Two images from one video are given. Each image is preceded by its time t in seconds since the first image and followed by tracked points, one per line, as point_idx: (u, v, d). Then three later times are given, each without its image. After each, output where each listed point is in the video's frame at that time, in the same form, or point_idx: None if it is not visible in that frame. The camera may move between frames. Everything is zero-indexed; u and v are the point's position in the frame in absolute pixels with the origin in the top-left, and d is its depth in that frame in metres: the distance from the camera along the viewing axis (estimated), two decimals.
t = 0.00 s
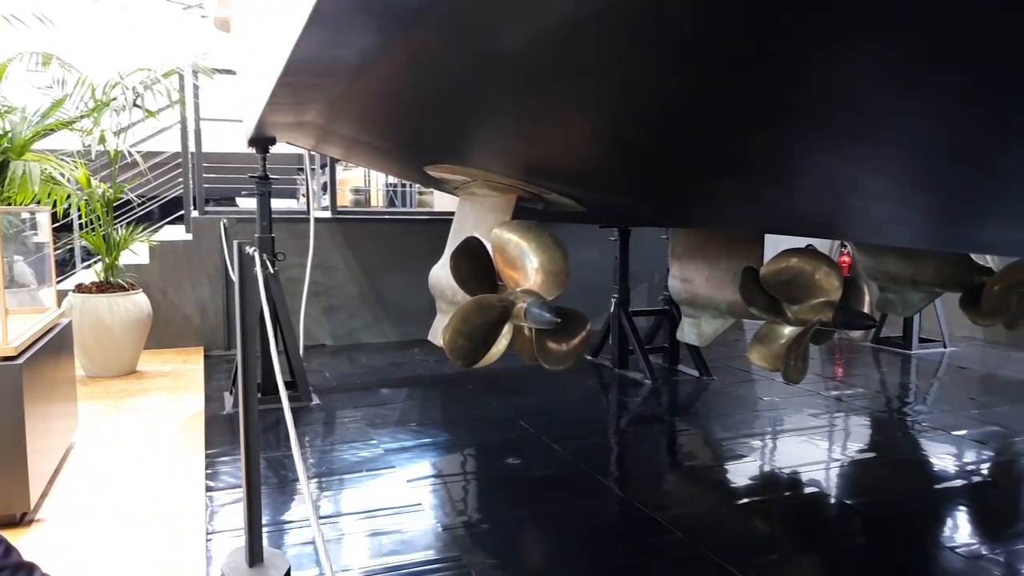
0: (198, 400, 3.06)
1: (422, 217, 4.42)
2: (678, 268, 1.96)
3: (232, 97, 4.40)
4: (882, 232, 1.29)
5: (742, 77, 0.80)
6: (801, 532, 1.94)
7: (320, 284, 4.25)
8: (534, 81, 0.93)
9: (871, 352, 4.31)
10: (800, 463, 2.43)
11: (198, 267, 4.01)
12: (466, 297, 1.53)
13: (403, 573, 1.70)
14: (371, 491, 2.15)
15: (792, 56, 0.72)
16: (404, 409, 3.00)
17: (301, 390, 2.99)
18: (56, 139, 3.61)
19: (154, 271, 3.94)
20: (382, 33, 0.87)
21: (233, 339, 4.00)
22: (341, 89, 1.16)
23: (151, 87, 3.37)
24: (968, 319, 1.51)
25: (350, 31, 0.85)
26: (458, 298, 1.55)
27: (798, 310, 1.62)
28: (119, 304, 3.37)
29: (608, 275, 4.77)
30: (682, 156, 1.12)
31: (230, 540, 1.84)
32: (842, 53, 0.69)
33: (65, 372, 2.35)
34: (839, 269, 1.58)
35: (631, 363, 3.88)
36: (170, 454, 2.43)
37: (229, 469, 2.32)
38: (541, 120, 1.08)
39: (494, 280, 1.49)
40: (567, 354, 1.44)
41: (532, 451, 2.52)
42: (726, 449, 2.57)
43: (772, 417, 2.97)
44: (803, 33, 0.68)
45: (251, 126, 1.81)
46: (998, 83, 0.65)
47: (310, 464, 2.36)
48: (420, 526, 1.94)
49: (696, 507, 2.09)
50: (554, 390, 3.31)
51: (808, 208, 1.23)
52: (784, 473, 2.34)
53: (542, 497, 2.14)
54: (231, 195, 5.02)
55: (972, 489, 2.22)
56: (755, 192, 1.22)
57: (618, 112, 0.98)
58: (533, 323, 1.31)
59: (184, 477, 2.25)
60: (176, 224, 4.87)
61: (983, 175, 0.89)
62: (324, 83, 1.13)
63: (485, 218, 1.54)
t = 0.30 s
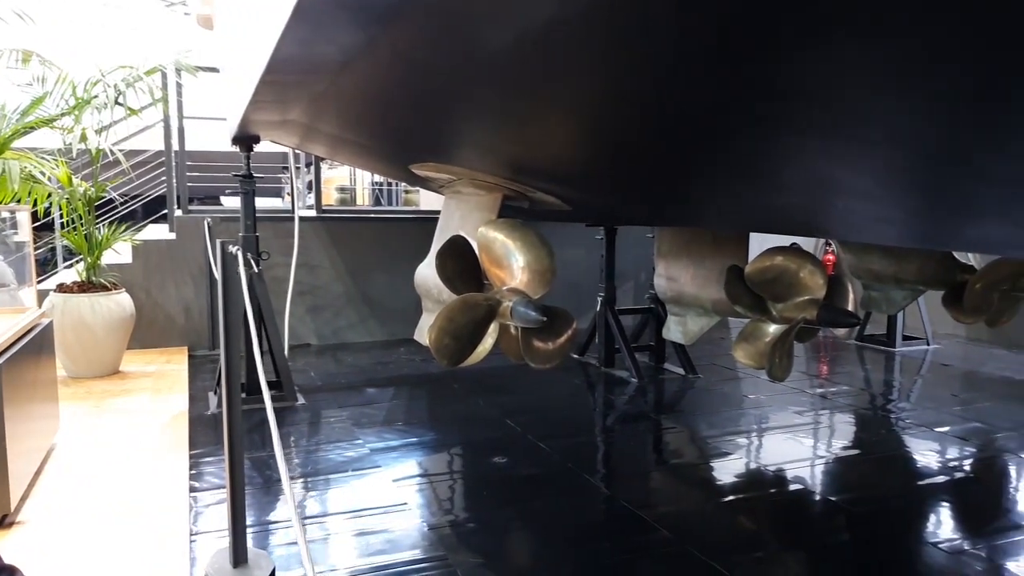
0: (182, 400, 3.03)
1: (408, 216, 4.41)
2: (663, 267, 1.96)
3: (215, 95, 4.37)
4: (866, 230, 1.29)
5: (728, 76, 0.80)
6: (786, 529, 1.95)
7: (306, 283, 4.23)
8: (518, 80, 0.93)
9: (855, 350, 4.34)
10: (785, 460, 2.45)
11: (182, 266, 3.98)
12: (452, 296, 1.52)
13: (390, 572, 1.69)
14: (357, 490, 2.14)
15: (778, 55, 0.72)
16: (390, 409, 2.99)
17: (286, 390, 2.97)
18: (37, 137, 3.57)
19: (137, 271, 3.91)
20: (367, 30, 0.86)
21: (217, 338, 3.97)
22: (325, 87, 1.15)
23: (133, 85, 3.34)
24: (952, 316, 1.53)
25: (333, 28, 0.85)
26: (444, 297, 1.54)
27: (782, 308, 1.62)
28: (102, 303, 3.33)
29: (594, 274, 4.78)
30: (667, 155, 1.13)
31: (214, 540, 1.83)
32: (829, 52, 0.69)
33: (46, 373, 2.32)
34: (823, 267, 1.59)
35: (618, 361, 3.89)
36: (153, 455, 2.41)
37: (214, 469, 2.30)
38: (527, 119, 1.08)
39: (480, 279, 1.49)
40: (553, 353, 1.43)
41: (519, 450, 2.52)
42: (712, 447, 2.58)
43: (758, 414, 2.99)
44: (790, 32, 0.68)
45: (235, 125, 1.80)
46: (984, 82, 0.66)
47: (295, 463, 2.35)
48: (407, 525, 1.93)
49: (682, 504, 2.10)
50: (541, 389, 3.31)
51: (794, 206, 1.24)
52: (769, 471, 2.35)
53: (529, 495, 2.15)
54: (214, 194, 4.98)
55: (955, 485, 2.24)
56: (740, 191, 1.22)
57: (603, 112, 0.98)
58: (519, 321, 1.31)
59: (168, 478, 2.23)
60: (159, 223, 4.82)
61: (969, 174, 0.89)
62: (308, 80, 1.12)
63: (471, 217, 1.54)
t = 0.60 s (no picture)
0: (165, 400, 3.00)
1: (394, 214, 4.39)
2: (649, 265, 1.97)
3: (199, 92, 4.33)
4: (850, 228, 1.30)
5: (715, 75, 0.80)
6: (771, 526, 1.96)
7: (291, 282, 4.20)
8: (503, 78, 0.93)
9: (840, 347, 4.38)
10: (771, 458, 2.46)
11: (166, 265, 3.94)
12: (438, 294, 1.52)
13: (376, 572, 1.69)
14: (344, 490, 2.13)
15: (766, 54, 0.72)
16: (376, 408, 2.98)
17: (271, 389, 2.95)
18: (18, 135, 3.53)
19: (119, 270, 3.87)
20: (351, 27, 0.85)
21: (201, 338, 3.94)
22: (309, 84, 1.15)
23: (114, 82, 3.31)
24: (935, 314, 1.54)
25: (317, 24, 0.84)
26: (430, 296, 1.54)
27: (767, 306, 1.63)
28: (84, 303, 3.29)
29: (580, 272, 4.78)
30: (653, 154, 1.13)
31: (198, 541, 1.81)
32: (817, 52, 0.69)
33: (26, 373, 2.29)
34: (808, 264, 1.59)
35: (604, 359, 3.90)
36: (136, 455, 2.39)
37: (197, 470, 2.28)
38: (513, 117, 1.08)
39: (466, 277, 1.48)
40: (539, 352, 1.43)
41: (505, 448, 2.51)
42: (698, 445, 2.59)
43: (743, 412, 3.00)
44: (776, 31, 0.68)
45: (218, 123, 1.78)
46: (971, 81, 0.66)
47: (280, 463, 2.33)
48: (394, 524, 1.92)
49: (668, 502, 2.11)
50: (528, 387, 3.31)
51: (779, 205, 1.24)
52: (755, 468, 2.37)
53: (516, 494, 2.14)
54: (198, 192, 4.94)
55: (938, 481, 2.27)
56: (726, 189, 1.23)
57: (589, 110, 0.98)
58: (505, 320, 1.31)
59: (151, 479, 2.21)
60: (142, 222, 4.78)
61: (954, 173, 0.90)
62: (292, 77, 1.11)
63: (456, 215, 1.53)
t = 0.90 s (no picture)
0: (150, 400, 2.98)
1: (381, 213, 4.37)
2: (636, 264, 1.97)
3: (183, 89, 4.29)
4: (836, 227, 1.31)
5: (702, 75, 0.80)
6: (757, 523, 1.97)
7: (276, 281, 4.18)
8: (490, 77, 0.92)
9: (826, 345, 4.40)
10: (757, 455, 2.47)
11: (150, 264, 3.90)
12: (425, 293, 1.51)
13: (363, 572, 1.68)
14: (331, 490, 2.13)
15: (755, 55, 0.72)
16: (363, 407, 2.97)
17: (257, 389, 2.94)
18: None
19: (102, 269, 3.83)
20: (338, 26, 0.85)
21: (186, 337, 3.91)
22: (295, 82, 1.14)
23: (96, 80, 3.27)
24: (919, 312, 1.55)
25: (303, 23, 0.83)
26: (417, 295, 1.53)
27: (753, 304, 1.63)
28: (66, 303, 3.26)
29: (567, 270, 4.79)
30: (639, 153, 1.13)
31: (183, 542, 1.80)
32: (807, 53, 0.69)
33: (7, 373, 2.27)
34: (793, 263, 1.60)
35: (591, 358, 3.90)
36: (120, 456, 2.36)
37: (183, 471, 2.26)
38: (499, 116, 1.07)
39: (453, 276, 1.48)
40: (525, 351, 1.43)
41: (493, 447, 2.51)
42: (685, 442, 2.60)
43: (730, 409, 3.01)
44: (765, 32, 0.68)
45: (203, 120, 1.77)
46: (960, 83, 0.66)
47: (267, 463, 2.32)
48: (381, 524, 1.92)
49: (654, 500, 2.11)
50: (515, 386, 3.31)
51: (766, 204, 1.25)
52: (741, 465, 2.38)
53: (503, 493, 2.14)
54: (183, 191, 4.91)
55: (922, 478, 2.29)
56: (712, 189, 1.23)
57: (576, 110, 0.98)
58: (492, 319, 1.30)
59: (136, 479, 2.18)
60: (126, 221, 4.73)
61: (940, 173, 0.90)
62: (278, 76, 1.10)
63: (443, 214, 1.53)
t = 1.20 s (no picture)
0: (134, 400, 2.95)
1: (368, 211, 4.35)
2: (623, 262, 1.97)
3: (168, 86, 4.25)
4: (821, 224, 1.31)
5: (689, 73, 0.80)
6: (743, 519, 1.98)
7: (263, 279, 4.15)
8: (476, 74, 0.92)
9: (812, 342, 4.43)
10: (744, 452, 2.48)
11: (134, 262, 3.87)
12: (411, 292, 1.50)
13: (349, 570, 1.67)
14: (318, 489, 2.12)
15: (742, 54, 0.72)
16: (350, 406, 2.96)
17: (243, 388, 2.92)
18: None
19: (86, 268, 3.79)
20: (323, 23, 0.84)
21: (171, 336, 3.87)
22: (280, 79, 1.13)
23: (79, 77, 3.23)
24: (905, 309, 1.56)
25: (288, 19, 0.82)
26: (403, 293, 1.53)
27: (739, 301, 1.63)
28: (49, 302, 3.22)
29: (555, 268, 4.79)
30: (626, 151, 1.13)
31: (168, 542, 1.79)
32: (794, 52, 0.69)
33: None
34: (779, 260, 1.61)
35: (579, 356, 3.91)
36: (104, 456, 2.34)
37: (169, 470, 2.24)
38: (486, 114, 1.07)
39: (439, 274, 1.47)
40: (512, 349, 1.43)
41: (481, 445, 2.51)
42: (672, 439, 2.61)
43: (717, 406, 3.03)
44: (752, 31, 0.68)
45: (187, 118, 1.75)
46: (945, 81, 0.67)
47: (253, 463, 2.30)
48: (368, 523, 1.91)
49: (642, 497, 2.12)
50: (502, 384, 3.30)
51: (753, 202, 1.25)
52: (728, 462, 2.39)
53: (490, 491, 2.14)
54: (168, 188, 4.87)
55: (907, 473, 2.30)
56: (699, 186, 1.23)
57: (563, 107, 0.98)
58: (479, 316, 1.30)
59: (120, 479, 2.17)
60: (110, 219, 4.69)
61: (925, 171, 0.91)
62: (263, 73, 1.09)
63: (429, 212, 1.52)
